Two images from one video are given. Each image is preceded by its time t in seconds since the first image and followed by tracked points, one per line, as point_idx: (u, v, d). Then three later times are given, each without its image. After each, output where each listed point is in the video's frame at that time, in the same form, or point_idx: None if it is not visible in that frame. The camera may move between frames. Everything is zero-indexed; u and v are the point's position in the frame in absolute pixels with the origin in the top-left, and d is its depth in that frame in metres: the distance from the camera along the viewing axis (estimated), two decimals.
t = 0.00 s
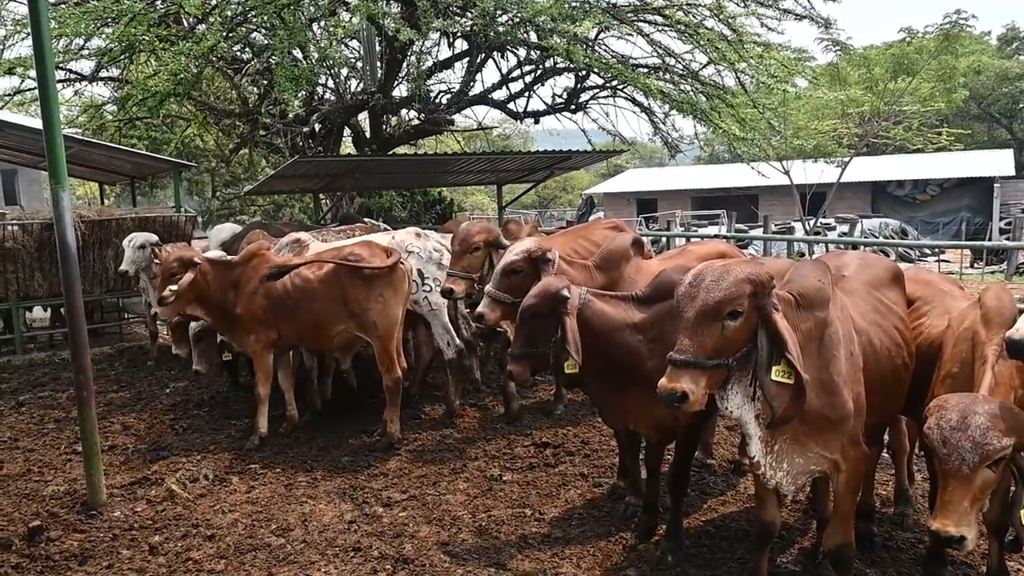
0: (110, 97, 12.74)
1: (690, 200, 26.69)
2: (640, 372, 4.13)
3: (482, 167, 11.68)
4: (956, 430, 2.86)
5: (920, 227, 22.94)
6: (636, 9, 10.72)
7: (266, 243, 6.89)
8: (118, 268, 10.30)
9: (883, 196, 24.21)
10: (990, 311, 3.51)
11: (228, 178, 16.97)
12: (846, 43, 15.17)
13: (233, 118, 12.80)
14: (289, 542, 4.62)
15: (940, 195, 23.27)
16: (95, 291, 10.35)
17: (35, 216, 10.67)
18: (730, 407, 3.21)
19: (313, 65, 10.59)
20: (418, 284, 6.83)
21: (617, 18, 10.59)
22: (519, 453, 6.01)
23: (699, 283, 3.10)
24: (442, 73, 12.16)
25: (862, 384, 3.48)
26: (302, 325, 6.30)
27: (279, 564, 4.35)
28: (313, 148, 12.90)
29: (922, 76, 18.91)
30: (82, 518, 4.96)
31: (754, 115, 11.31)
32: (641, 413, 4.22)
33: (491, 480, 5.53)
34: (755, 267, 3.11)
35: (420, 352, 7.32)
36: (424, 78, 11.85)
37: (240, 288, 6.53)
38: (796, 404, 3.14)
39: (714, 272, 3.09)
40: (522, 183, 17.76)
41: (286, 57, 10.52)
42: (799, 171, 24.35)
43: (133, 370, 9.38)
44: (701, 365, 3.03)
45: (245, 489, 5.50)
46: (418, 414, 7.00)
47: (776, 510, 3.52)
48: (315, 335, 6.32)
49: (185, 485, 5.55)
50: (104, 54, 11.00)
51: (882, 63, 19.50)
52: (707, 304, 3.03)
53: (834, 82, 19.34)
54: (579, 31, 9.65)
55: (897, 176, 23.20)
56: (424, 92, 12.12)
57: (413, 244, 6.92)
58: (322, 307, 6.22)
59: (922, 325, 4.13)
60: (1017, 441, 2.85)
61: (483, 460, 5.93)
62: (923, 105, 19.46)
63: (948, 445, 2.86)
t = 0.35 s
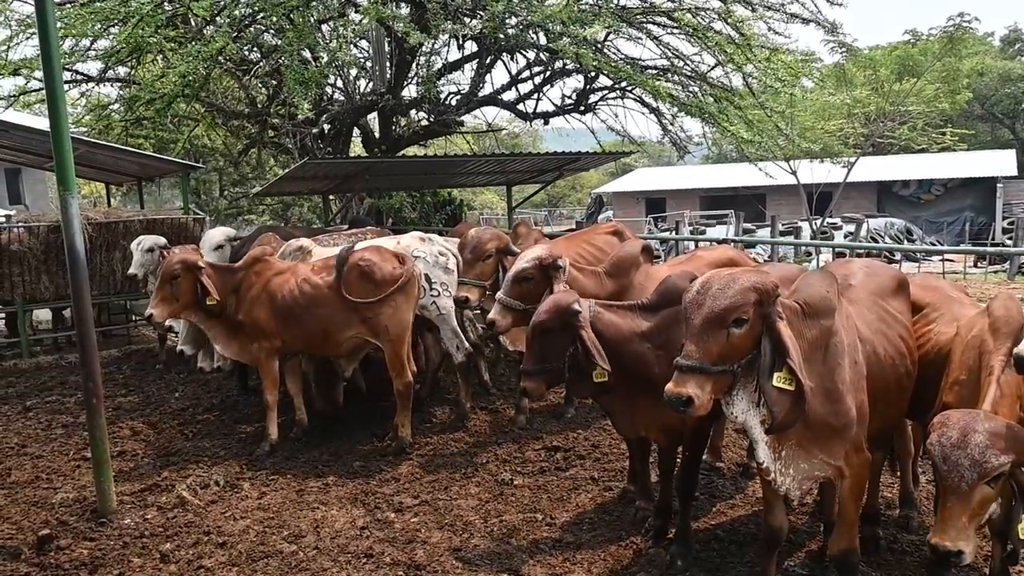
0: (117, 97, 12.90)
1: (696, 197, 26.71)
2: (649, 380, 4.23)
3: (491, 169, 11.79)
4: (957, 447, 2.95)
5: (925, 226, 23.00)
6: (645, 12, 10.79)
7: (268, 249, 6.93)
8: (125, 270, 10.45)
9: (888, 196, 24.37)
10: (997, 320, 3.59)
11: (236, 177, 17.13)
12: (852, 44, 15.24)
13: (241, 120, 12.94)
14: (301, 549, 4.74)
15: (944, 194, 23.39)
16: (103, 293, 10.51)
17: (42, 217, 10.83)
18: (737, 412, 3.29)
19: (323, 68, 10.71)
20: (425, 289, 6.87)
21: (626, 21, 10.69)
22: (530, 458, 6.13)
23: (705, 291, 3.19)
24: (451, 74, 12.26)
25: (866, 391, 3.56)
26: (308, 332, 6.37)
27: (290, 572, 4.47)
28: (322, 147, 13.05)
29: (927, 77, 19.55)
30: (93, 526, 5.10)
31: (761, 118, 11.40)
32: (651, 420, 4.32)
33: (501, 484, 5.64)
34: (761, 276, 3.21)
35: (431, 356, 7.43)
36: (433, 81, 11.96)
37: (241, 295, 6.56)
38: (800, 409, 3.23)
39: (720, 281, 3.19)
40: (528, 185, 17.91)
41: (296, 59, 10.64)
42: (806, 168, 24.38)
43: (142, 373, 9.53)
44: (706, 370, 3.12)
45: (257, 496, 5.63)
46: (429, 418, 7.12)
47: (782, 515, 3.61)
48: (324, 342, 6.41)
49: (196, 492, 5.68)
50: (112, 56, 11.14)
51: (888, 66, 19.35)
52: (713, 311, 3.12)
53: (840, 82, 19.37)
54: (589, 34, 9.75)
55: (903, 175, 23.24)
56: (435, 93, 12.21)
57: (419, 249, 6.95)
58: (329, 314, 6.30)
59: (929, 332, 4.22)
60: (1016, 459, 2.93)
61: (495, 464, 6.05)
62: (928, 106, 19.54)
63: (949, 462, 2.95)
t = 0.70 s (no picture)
0: (116, 96, 12.93)
1: (696, 195, 26.72)
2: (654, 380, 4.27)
3: (493, 168, 11.82)
4: (958, 440, 2.98)
5: (924, 223, 23.04)
6: (646, 10, 10.81)
7: (265, 249, 6.91)
8: (126, 270, 10.48)
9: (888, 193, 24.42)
10: (999, 320, 3.61)
11: (237, 176, 17.16)
12: (852, 42, 15.28)
13: (241, 119, 12.95)
14: (305, 549, 4.77)
15: (944, 191, 23.38)
16: (104, 293, 10.52)
17: (43, 216, 10.86)
18: (738, 410, 3.33)
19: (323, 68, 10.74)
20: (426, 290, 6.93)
21: (627, 21, 10.72)
22: (533, 457, 6.16)
23: (708, 287, 3.23)
24: (452, 73, 12.29)
25: (867, 389, 3.60)
26: (311, 334, 6.39)
27: (295, 571, 4.51)
28: (323, 145, 13.09)
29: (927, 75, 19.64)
30: (96, 527, 5.13)
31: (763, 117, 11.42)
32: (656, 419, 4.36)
33: (505, 484, 5.67)
34: (763, 274, 3.24)
35: (433, 356, 7.46)
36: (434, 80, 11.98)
37: (241, 297, 6.53)
38: (801, 406, 3.26)
39: (723, 279, 3.22)
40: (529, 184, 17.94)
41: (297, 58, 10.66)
42: (806, 166, 24.40)
43: (144, 373, 9.56)
44: (708, 366, 3.15)
45: (260, 496, 5.67)
46: (432, 417, 7.15)
47: (785, 513, 3.64)
48: (327, 344, 6.42)
49: (199, 492, 5.72)
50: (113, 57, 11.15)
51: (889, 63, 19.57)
52: (715, 308, 3.16)
53: (840, 79, 19.38)
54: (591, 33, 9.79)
55: (902, 173, 23.28)
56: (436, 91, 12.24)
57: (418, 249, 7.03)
58: (332, 315, 6.32)
59: (932, 331, 4.26)
60: (1017, 453, 2.96)
61: (498, 463, 6.08)
62: (927, 105, 19.62)
63: (950, 455, 2.98)
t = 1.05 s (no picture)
0: (117, 94, 12.95)
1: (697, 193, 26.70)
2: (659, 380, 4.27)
3: (495, 166, 11.82)
4: (959, 434, 2.98)
5: (926, 221, 23.01)
6: (647, 8, 10.80)
7: (266, 247, 6.89)
8: (127, 268, 10.49)
9: (889, 191, 24.43)
10: (1000, 318, 3.61)
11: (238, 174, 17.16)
12: (853, 40, 15.27)
13: (242, 117, 12.95)
14: (307, 547, 4.78)
15: (945, 189, 23.38)
16: (106, 292, 10.53)
17: (44, 215, 10.85)
18: (740, 406, 3.33)
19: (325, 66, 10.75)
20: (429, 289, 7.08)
21: (629, 19, 10.73)
22: (535, 455, 6.17)
23: (710, 282, 3.23)
24: (454, 71, 12.30)
25: (870, 387, 3.60)
26: (315, 333, 6.39)
27: (297, 569, 4.53)
28: (325, 143, 13.11)
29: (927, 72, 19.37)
30: (97, 525, 5.14)
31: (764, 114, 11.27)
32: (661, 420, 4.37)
33: (507, 482, 5.68)
34: (764, 269, 3.24)
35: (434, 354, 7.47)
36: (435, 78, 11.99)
37: (244, 295, 6.51)
38: (802, 402, 3.26)
39: (724, 274, 3.23)
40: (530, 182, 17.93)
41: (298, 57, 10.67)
42: (808, 164, 24.37)
43: (145, 372, 9.57)
44: (709, 362, 3.16)
45: (262, 494, 5.67)
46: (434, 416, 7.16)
47: (788, 511, 3.64)
48: (330, 342, 6.43)
49: (201, 490, 5.73)
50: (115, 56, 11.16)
51: (891, 61, 19.69)
52: (717, 303, 3.16)
53: (842, 77, 19.36)
54: (592, 31, 9.79)
55: (903, 171, 23.26)
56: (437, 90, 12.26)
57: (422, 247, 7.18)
58: (337, 313, 6.33)
59: (934, 330, 4.26)
60: (1017, 448, 2.96)
61: (500, 461, 6.08)
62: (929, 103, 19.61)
63: (951, 448, 2.98)
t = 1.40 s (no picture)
0: (117, 90, 12.96)
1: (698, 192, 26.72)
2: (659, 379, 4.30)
3: (496, 164, 11.83)
4: (956, 429, 3.01)
5: (926, 220, 23.03)
6: (649, 6, 10.81)
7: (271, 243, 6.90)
8: (126, 265, 10.50)
9: (889, 191, 24.45)
10: (997, 315, 3.63)
11: (238, 172, 17.17)
12: (854, 39, 15.29)
13: (243, 114, 12.96)
14: (306, 545, 4.80)
15: (945, 189, 23.39)
16: (105, 289, 10.54)
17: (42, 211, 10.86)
18: (739, 402, 3.36)
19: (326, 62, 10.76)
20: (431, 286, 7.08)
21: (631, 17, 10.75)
22: (535, 452, 6.19)
23: (709, 278, 3.26)
24: (455, 69, 12.32)
25: (869, 384, 3.62)
26: (321, 330, 6.42)
27: (296, 567, 4.55)
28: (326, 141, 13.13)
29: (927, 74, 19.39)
30: (95, 524, 5.16)
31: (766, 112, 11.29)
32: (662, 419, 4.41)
33: (507, 480, 5.70)
34: (762, 265, 3.26)
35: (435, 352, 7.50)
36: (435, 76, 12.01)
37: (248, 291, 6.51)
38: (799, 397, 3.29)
39: (723, 270, 3.25)
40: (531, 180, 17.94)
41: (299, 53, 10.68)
42: (808, 164, 24.38)
43: (144, 369, 9.58)
44: (707, 357, 3.19)
45: (261, 492, 5.70)
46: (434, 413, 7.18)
47: (788, 509, 3.67)
48: (337, 338, 6.47)
49: (200, 489, 5.75)
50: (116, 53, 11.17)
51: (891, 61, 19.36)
52: (715, 298, 3.18)
53: (843, 77, 19.37)
54: (593, 29, 9.81)
55: (904, 170, 23.28)
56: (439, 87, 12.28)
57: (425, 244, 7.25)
58: (344, 310, 6.36)
59: (934, 327, 4.28)
60: (1013, 442, 2.98)
61: (500, 459, 6.11)
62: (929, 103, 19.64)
63: (947, 443, 3.00)
